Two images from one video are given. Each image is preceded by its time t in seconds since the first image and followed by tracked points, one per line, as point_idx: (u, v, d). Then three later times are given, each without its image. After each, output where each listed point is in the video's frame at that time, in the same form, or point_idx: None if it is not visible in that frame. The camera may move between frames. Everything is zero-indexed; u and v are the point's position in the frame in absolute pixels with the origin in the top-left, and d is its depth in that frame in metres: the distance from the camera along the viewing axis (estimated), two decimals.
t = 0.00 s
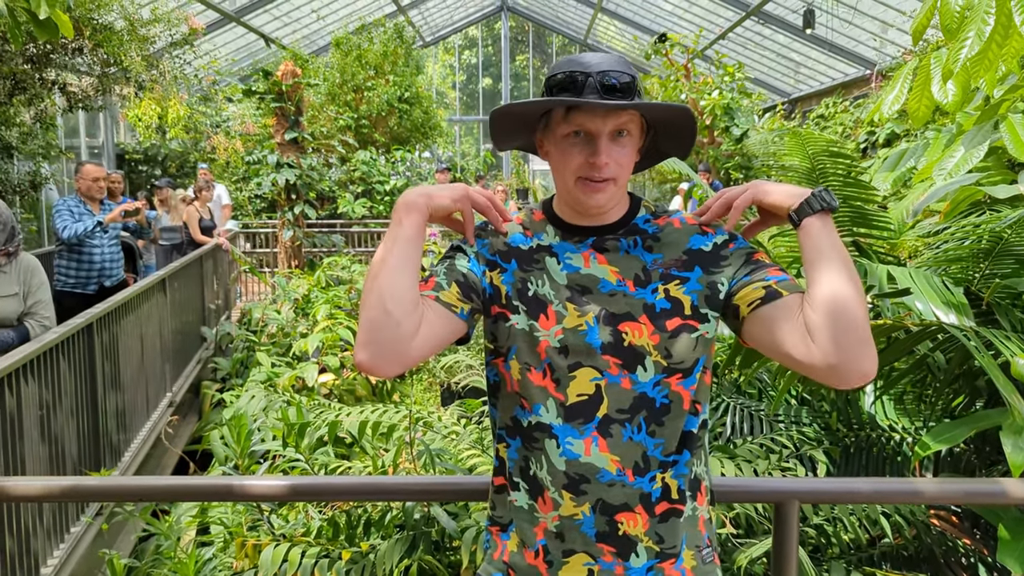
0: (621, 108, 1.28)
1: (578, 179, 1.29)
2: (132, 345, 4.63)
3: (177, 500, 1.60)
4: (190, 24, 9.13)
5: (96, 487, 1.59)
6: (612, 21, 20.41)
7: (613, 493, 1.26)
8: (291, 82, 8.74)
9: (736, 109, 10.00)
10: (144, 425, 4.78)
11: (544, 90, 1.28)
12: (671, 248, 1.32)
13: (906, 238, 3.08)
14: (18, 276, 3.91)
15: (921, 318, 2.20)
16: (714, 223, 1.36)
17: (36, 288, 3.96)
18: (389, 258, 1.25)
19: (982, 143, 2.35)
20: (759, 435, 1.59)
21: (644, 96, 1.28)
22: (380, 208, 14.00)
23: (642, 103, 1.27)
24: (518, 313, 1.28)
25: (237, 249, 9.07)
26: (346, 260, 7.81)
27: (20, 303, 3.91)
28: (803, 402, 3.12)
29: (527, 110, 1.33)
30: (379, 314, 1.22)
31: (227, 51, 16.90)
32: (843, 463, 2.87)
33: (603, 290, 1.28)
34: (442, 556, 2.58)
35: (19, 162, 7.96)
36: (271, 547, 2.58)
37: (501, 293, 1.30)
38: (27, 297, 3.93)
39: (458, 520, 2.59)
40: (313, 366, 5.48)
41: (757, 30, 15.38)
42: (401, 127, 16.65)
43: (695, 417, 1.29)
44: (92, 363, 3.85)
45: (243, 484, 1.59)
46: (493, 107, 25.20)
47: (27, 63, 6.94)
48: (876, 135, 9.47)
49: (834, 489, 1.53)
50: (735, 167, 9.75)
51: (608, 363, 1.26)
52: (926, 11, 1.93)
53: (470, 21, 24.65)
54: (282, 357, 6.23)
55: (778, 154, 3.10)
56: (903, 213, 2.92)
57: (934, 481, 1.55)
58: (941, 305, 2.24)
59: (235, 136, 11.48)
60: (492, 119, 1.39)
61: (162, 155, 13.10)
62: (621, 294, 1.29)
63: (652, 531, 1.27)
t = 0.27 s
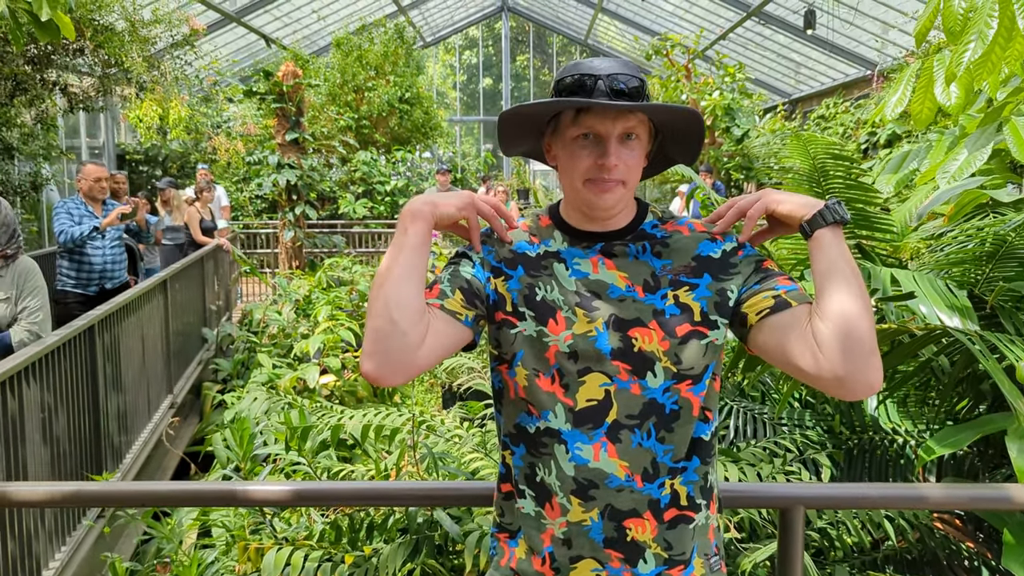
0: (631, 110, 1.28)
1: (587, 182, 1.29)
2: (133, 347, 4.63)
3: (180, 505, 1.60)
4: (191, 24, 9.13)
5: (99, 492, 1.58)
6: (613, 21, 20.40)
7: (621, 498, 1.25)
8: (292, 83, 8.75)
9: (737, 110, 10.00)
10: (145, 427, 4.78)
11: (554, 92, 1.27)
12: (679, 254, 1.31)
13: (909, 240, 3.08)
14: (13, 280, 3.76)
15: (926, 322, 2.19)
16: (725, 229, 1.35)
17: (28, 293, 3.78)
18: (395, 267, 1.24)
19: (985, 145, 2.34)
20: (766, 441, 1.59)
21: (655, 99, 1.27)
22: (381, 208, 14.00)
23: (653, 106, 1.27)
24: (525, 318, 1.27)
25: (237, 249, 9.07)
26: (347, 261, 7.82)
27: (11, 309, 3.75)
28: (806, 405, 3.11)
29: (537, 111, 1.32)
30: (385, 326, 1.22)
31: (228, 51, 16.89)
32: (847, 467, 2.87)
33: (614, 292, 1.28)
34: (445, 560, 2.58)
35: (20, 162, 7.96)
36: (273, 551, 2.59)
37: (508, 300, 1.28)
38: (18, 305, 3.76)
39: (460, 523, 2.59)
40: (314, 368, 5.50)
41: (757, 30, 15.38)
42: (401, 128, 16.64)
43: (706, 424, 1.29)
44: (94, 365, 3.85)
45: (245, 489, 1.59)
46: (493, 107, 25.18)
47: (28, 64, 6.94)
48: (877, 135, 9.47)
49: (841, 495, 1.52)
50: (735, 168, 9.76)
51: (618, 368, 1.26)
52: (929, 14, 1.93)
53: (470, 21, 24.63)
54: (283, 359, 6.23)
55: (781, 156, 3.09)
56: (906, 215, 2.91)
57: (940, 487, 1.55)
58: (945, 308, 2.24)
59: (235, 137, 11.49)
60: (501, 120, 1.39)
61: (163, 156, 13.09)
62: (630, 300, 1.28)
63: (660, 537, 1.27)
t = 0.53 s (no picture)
0: (637, 108, 1.27)
1: (593, 180, 1.28)
2: (134, 348, 4.63)
3: (183, 510, 1.59)
4: (192, 25, 9.13)
5: (101, 497, 1.57)
6: (613, 21, 20.39)
7: (628, 504, 1.25)
8: (293, 83, 8.75)
9: (738, 110, 9.99)
10: (146, 428, 4.78)
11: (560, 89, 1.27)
12: (688, 260, 1.30)
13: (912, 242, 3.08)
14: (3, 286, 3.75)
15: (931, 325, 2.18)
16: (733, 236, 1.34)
17: (18, 299, 3.76)
18: (399, 276, 1.24)
19: (990, 148, 2.34)
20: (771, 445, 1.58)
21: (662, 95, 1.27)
22: (381, 209, 13.98)
23: (661, 102, 1.26)
24: (532, 324, 1.26)
25: (238, 250, 9.07)
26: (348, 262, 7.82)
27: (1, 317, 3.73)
28: (810, 407, 3.10)
29: (544, 109, 1.32)
30: (390, 334, 1.21)
31: (229, 51, 16.90)
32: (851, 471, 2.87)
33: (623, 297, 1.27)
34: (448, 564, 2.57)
35: (20, 163, 7.96)
36: (276, 554, 2.59)
37: (515, 306, 1.28)
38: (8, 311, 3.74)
39: (463, 527, 2.59)
40: (316, 368, 5.51)
41: (758, 30, 15.36)
42: (402, 128, 16.62)
43: (714, 431, 1.28)
44: (96, 366, 3.84)
45: (248, 494, 1.58)
46: (493, 107, 25.18)
47: (29, 64, 6.93)
48: (879, 136, 9.46)
49: (850, 500, 1.51)
50: (736, 169, 9.75)
51: (625, 374, 1.25)
52: (933, 15, 1.93)
53: (470, 21, 24.59)
54: (283, 360, 6.24)
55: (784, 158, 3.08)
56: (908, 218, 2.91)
57: (946, 491, 1.54)
58: (949, 312, 2.20)
59: (236, 137, 11.48)
60: (509, 121, 1.39)
61: (163, 156, 13.09)
62: (638, 304, 1.27)
63: (667, 544, 1.26)
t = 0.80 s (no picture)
0: (636, 115, 1.27)
1: (596, 189, 1.27)
2: (135, 350, 4.62)
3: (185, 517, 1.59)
4: (192, 26, 9.13)
5: (104, 504, 1.57)
6: (614, 22, 20.38)
7: (633, 519, 1.25)
8: (293, 84, 8.75)
9: (738, 111, 9.97)
10: (147, 430, 4.78)
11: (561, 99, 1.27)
12: (691, 274, 1.29)
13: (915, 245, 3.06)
14: None
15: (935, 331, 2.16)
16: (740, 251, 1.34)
17: None
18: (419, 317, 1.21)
19: (992, 152, 2.32)
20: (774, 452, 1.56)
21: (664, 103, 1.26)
22: (381, 209, 13.96)
23: (662, 109, 1.26)
24: (536, 339, 1.25)
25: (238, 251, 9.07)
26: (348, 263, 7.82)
27: None
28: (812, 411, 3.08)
29: (544, 121, 1.32)
30: (414, 379, 1.21)
31: (229, 52, 16.90)
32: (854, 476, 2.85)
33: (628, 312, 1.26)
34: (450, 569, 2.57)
35: (21, 164, 7.97)
36: (277, 559, 2.59)
37: (519, 322, 1.27)
38: None
39: (466, 532, 2.58)
40: (316, 370, 5.52)
41: (759, 31, 15.34)
42: (402, 129, 16.60)
43: (722, 451, 1.28)
44: (96, 369, 3.84)
45: (250, 501, 1.57)
46: (494, 107, 25.17)
47: (29, 66, 6.93)
48: (879, 137, 9.45)
49: (853, 508, 1.50)
50: (737, 170, 9.74)
51: (629, 388, 1.24)
52: (935, 17, 1.91)
53: (471, 22, 24.56)
54: (284, 361, 6.25)
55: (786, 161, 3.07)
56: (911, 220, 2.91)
57: (951, 498, 1.53)
58: (952, 315, 2.20)
59: (236, 138, 11.47)
60: (512, 133, 1.39)
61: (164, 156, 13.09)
62: (641, 317, 1.26)
63: (672, 559, 1.26)
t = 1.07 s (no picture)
0: (627, 120, 1.24)
1: (588, 194, 1.24)
2: (135, 352, 4.60)
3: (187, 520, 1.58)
4: (193, 26, 9.12)
5: (104, 508, 1.56)
6: (614, 22, 20.38)
7: (633, 522, 1.23)
8: (294, 85, 8.75)
9: (738, 111, 9.97)
10: (148, 431, 4.77)
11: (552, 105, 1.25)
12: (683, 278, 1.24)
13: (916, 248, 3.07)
14: None
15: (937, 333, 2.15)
16: (730, 259, 1.25)
17: None
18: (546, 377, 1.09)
19: (994, 154, 2.31)
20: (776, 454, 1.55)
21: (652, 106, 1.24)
22: (382, 209, 13.96)
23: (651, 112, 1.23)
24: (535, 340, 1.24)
25: (239, 251, 9.07)
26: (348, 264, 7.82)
27: None
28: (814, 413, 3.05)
29: (536, 127, 1.30)
30: (476, 415, 1.11)
31: (230, 52, 16.91)
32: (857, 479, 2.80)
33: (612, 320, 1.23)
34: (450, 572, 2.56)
35: (21, 164, 7.96)
36: (279, 561, 2.59)
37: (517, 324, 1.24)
38: None
39: (467, 534, 2.57)
40: (317, 371, 5.52)
41: (759, 31, 15.34)
42: (402, 129, 16.60)
43: (715, 451, 1.25)
44: (97, 371, 3.83)
45: (252, 504, 1.56)
46: (494, 107, 25.17)
47: (30, 66, 6.92)
48: (880, 138, 9.45)
49: (856, 511, 1.50)
50: (737, 170, 9.74)
51: (626, 389, 1.23)
52: (937, 18, 1.91)
53: (471, 22, 24.54)
54: (285, 362, 6.25)
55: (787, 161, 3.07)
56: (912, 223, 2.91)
57: (953, 502, 1.52)
58: (954, 318, 2.22)
59: (236, 139, 11.47)
60: (505, 138, 1.37)
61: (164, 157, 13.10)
62: (636, 318, 1.24)
63: (675, 563, 1.24)
